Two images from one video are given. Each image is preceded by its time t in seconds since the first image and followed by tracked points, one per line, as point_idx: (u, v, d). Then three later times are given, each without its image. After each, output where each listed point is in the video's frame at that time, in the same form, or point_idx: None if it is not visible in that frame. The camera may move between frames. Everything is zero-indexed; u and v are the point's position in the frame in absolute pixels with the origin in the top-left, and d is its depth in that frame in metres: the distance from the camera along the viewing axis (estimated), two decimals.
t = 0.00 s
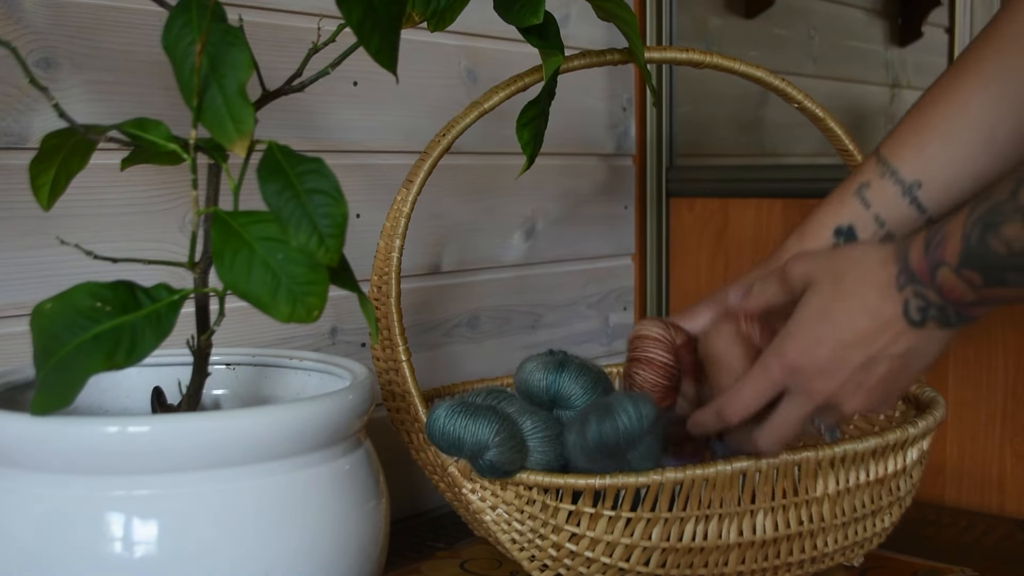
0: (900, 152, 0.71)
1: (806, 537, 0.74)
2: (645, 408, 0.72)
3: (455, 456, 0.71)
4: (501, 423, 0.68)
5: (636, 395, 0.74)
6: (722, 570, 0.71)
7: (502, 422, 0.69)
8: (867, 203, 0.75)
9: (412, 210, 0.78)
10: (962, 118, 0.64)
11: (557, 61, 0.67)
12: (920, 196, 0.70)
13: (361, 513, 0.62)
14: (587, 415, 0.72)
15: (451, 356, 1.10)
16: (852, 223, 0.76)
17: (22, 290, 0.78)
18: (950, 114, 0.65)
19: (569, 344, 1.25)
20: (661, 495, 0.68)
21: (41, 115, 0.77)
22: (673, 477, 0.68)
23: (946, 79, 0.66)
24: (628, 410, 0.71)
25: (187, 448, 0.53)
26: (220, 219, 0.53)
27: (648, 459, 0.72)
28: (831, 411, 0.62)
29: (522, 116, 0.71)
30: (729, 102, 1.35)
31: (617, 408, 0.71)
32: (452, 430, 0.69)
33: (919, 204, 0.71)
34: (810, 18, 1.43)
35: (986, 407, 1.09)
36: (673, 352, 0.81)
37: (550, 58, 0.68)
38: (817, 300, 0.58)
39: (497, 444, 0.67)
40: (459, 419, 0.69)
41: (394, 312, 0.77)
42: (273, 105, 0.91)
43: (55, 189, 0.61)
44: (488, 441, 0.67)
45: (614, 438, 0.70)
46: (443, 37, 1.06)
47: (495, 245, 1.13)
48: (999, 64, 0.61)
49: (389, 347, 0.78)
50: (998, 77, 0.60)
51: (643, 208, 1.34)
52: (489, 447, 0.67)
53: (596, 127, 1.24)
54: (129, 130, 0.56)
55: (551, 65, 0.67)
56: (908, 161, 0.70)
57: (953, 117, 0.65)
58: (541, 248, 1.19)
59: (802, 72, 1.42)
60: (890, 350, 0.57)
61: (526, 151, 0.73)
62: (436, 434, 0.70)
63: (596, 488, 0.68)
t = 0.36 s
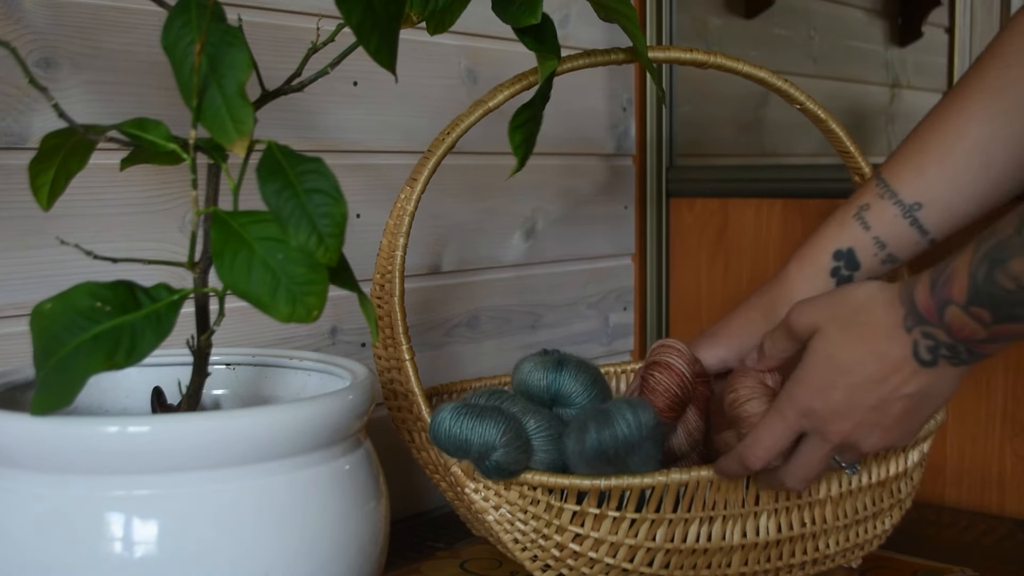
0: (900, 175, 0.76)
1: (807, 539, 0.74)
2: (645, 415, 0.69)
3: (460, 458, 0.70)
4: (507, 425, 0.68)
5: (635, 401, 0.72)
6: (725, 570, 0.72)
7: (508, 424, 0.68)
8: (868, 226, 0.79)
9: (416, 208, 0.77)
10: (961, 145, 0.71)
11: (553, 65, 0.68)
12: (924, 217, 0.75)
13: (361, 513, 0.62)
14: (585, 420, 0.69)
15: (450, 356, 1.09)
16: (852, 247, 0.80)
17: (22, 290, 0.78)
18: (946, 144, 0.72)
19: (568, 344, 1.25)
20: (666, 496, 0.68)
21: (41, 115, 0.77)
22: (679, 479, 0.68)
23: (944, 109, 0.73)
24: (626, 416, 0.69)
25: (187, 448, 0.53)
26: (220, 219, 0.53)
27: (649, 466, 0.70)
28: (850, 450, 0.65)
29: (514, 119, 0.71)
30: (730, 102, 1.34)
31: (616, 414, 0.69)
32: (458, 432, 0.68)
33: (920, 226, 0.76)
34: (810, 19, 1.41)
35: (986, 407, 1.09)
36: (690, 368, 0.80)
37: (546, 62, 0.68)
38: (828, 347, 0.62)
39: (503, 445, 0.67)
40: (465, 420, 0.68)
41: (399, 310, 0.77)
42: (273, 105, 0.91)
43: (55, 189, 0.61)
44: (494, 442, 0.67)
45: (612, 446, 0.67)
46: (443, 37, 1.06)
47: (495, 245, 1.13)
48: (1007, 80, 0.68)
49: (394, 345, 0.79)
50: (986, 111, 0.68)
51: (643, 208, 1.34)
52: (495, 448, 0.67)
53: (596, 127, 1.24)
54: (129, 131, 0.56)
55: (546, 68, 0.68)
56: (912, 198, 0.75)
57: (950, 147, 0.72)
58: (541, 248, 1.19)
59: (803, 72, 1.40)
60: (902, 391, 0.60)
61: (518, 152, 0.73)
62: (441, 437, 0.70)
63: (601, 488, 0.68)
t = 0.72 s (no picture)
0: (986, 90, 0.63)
1: (807, 539, 0.74)
2: (644, 412, 0.71)
3: (460, 457, 0.70)
4: (507, 424, 0.68)
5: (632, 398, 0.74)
6: (725, 570, 0.72)
7: (508, 423, 0.68)
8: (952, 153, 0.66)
9: (415, 209, 0.78)
10: None
11: (554, 65, 0.68)
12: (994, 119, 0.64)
13: (361, 513, 0.62)
14: (586, 419, 0.71)
15: (450, 356, 1.09)
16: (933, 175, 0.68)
17: (22, 290, 0.78)
18: None
19: (569, 344, 1.25)
20: (666, 496, 0.69)
21: (41, 115, 0.77)
22: (679, 479, 0.67)
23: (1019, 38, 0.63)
24: (626, 414, 0.70)
25: (187, 447, 0.53)
26: (221, 219, 0.53)
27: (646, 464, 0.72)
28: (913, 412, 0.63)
29: (517, 121, 0.72)
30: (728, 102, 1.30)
31: (616, 412, 0.71)
32: (458, 431, 0.68)
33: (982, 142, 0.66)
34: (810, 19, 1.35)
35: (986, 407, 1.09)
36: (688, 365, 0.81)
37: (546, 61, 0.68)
38: None
39: (502, 444, 0.67)
40: (465, 419, 0.68)
41: (398, 310, 0.77)
42: (273, 105, 0.92)
43: (55, 189, 0.61)
44: (493, 441, 0.67)
45: (613, 443, 0.69)
46: (443, 37, 1.06)
47: (495, 245, 1.13)
48: None
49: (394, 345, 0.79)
50: None
51: (644, 209, 1.34)
52: (494, 447, 0.67)
53: (596, 127, 1.24)
54: (129, 130, 0.56)
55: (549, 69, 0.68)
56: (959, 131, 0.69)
57: None
58: (541, 248, 1.19)
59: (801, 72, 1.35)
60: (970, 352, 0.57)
61: (525, 152, 0.73)
62: (441, 436, 0.70)
63: (601, 488, 0.68)
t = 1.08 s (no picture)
0: None
1: (815, 534, 0.76)
2: (676, 416, 0.69)
3: (487, 463, 0.68)
4: (540, 429, 0.66)
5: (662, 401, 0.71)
6: (739, 567, 0.73)
7: (540, 427, 0.66)
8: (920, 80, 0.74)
9: (420, 209, 0.77)
10: None
11: (559, 62, 0.67)
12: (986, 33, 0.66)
13: (361, 513, 0.62)
14: (617, 422, 0.68)
15: (450, 356, 1.09)
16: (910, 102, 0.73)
17: (22, 290, 0.78)
18: None
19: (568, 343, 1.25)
20: (688, 495, 0.69)
21: (41, 115, 0.77)
22: (701, 477, 0.69)
23: None
24: (659, 417, 0.68)
25: (187, 447, 0.53)
26: (220, 219, 0.53)
27: (675, 467, 0.69)
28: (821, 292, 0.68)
29: (523, 118, 0.72)
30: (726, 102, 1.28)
31: (649, 417, 0.68)
32: (489, 438, 0.66)
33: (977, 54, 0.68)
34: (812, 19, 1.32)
35: (986, 408, 1.09)
36: (701, 365, 0.79)
37: (551, 59, 0.68)
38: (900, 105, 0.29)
39: (535, 449, 0.65)
40: (497, 426, 0.66)
41: (405, 311, 0.77)
42: (273, 105, 0.91)
43: (55, 189, 0.61)
44: (526, 448, 0.65)
45: (649, 449, 0.67)
46: (443, 37, 1.06)
47: (495, 245, 1.13)
48: None
49: (399, 346, 0.79)
50: None
51: (644, 209, 1.34)
52: (526, 453, 0.65)
53: (596, 127, 1.24)
54: (129, 130, 0.56)
55: (552, 66, 0.67)
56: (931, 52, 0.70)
57: None
58: (541, 248, 1.19)
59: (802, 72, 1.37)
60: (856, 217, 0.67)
61: (528, 152, 0.73)
62: (471, 443, 0.68)
63: (624, 488, 0.68)
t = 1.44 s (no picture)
0: (881, 85, 0.78)
1: (815, 534, 0.77)
2: (676, 416, 0.69)
3: (488, 463, 0.68)
4: (540, 429, 0.66)
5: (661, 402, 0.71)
6: (739, 567, 0.73)
7: (540, 427, 0.66)
8: (846, 126, 0.81)
9: (421, 209, 0.77)
10: (952, 64, 0.75)
11: (559, 62, 0.67)
12: (899, 125, 0.79)
13: (360, 513, 0.62)
14: (617, 422, 0.68)
15: (450, 355, 1.09)
16: (832, 146, 0.81)
17: (22, 290, 0.78)
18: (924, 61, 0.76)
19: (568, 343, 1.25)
20: (688, 495, 0.69)
21: (41, 114, 0.77)
22: (701, 477, 0.69)
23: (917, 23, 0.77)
24: (659, 417, 0.68)
25: (187, 447, 0.53)
26: (220, 219, 0.53)
27: (675, 467, 0.69)
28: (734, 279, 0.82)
29: (523, 118, 0.71)
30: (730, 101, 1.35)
31: (649, 417, 0.68)
32: (489, 438, 0.66)
33: (896, 130, 0.79)
34: (810, 19, 1.43)
35: (986, 408, 1.09)
36: (701, 365, 0.79)
37: (551, 58, 0.68)
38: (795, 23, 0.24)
39: (535, 449, 0.65)
40: (497, 426, 0.66)
41: (405, 311, 0.77)
42: (273, 105, 0.91)
43: (55, 189, 0.60)
44: (525, 448, 0.65)
45: (648, 449, 0.66)
46: (444, 37, 1.06)
47: (495, 245, 1.13)
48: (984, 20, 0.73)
49: (399, 347, 0.79)
50: None
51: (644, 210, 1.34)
52: (526, 454, 0.65)
53: (596, 127, 1.24)
54: (129, 130, 0.56)
55: (553, 66, 0.67)
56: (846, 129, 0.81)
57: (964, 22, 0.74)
58: (541, 248, 1.19)
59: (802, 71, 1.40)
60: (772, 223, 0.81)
61: (528, 152, 0.74)
62: (471, 443, 0.68)
63: (624, 488, 0.68)
